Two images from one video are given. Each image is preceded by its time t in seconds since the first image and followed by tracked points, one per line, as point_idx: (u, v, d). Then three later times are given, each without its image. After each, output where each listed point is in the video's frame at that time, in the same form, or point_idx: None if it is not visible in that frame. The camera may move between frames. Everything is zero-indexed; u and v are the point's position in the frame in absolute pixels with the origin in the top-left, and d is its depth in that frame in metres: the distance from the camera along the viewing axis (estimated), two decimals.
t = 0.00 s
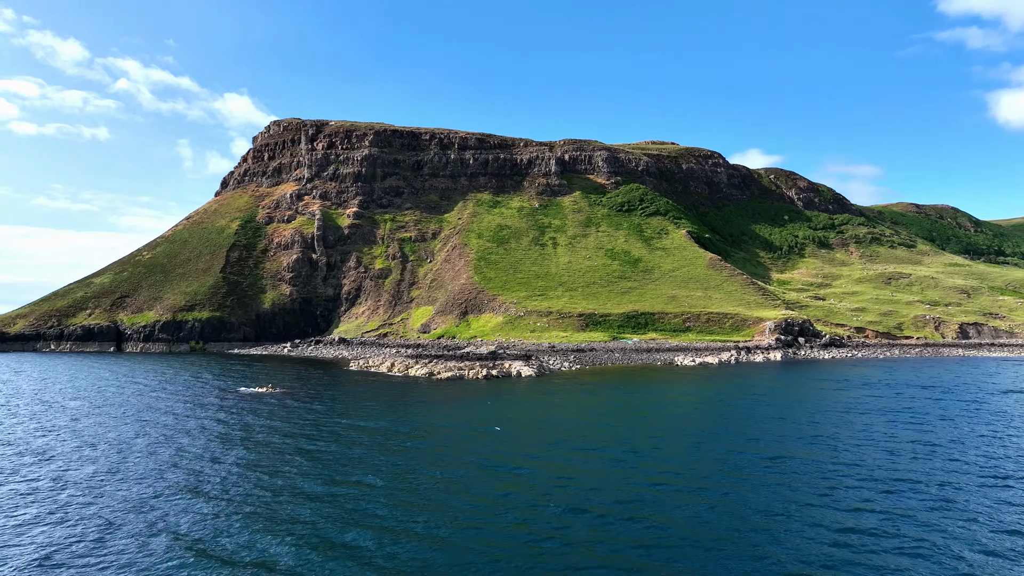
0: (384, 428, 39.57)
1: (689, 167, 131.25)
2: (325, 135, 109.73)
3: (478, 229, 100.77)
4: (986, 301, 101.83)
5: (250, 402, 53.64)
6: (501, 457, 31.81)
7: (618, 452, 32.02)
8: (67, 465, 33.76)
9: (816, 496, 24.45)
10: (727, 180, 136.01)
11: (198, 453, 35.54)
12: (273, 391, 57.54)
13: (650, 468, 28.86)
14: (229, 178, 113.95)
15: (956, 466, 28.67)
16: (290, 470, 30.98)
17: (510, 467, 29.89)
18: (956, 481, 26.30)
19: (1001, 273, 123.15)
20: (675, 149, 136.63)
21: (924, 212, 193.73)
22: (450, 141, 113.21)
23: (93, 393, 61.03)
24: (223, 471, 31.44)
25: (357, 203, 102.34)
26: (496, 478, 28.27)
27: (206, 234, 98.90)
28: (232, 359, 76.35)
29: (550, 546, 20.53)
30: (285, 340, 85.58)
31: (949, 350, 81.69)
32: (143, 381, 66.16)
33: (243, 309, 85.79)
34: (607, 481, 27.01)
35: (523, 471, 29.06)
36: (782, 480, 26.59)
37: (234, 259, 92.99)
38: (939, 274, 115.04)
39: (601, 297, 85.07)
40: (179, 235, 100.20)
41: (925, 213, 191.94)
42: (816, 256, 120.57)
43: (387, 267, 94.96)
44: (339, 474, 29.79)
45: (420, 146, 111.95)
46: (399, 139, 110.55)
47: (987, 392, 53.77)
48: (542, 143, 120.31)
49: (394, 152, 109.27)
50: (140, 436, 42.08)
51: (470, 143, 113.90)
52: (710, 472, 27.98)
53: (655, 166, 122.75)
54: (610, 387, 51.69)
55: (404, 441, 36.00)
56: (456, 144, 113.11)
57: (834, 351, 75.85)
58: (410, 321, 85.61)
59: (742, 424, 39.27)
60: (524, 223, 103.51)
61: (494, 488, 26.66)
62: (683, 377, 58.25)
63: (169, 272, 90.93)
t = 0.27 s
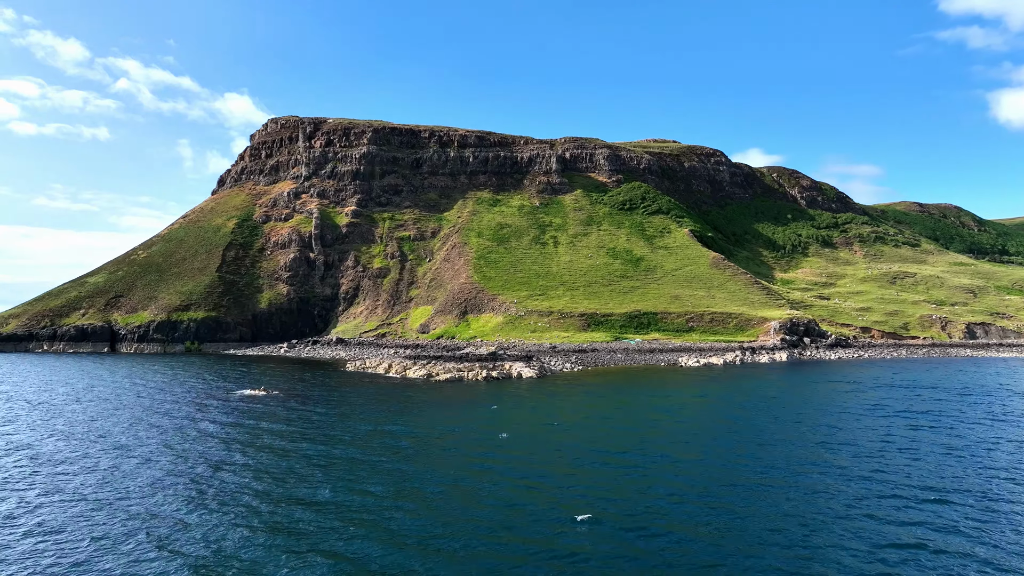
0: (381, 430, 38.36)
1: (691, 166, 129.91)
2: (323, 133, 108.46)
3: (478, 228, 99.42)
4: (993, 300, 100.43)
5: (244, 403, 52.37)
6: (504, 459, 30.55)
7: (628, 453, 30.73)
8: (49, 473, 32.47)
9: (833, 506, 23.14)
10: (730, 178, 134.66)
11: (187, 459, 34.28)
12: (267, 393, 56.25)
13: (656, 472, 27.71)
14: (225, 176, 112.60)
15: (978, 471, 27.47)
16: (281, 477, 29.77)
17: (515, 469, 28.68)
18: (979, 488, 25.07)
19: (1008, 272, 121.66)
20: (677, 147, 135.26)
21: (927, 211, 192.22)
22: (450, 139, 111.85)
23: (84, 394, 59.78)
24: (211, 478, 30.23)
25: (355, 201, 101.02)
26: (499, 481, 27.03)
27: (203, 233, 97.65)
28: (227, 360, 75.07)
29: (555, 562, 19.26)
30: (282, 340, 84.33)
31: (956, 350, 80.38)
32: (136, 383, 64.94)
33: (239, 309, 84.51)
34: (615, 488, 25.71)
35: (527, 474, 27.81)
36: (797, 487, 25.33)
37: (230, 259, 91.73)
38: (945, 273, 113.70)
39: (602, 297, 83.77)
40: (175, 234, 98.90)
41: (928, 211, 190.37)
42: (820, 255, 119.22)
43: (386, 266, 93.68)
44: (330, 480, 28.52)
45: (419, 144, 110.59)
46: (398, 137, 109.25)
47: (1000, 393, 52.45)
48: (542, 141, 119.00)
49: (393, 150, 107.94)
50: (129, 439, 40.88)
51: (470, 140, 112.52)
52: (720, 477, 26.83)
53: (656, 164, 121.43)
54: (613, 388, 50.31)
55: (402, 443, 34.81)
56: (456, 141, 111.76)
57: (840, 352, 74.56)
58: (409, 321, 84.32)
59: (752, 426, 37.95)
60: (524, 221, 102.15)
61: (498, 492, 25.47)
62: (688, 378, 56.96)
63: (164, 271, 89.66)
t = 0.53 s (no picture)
0: (377, 433, 37.13)
1: (693, 164, 128.58)
2: (321, 130, 107.19)
3: (478, 226, 98.07)
4: (1000, 300, 99.04)
5: (238, 405, 51.05)
6: (506, 464, 29.30)
7: (635, 459, 29.46)
8: (31, 476, 31.22)
9: (851, 515, 21.92)
10: (733, 177, 133.35)
11: (175, 461, 33.06)
12: (262, 394, 54.93)
13: (664, 479, 26.41)
14: (222, 174, 111.26)
15: (1002, 475, 26.24)
16: (270, 479, 28.54)
17: (516, 475, 27.44)
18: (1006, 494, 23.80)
19: (1014, 271, 120.22)
20: (679, 145, 133.94)
21: (931, 210, 190.84)
22: (450, 137, 110.56)
23: (75, 395, 58.48)
24: (198, 480, 29.00)
25: (353, 199, 99.72)
26: (500, 488, 25.76)
27: (199, 232, 96.34)
28: (222, 360, 73.76)
29: None
30: (279, 341, 83.01)
31: (964, 350, 79.05)
32: (129, 383, 63.62)
33: (235, 308, 83.20)
34: (621, 497, 24.46)
35: (529, 480, 26.55)
36: (812, 495, 24.09)
37: (226, 258, 90.39)
38: (950, 272, 112.40)
39: (604, 296, 82.46)
40: (170, 233, 97.55)
41: (932, 211, 188.99)
42: (824, 254, 117.89)
43: (384, 265, 92.34)
44: (321, 484, 27.29)
45: (418, 142, 109.30)
46: (397, 134, 107.96)
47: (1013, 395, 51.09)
48: (543, 139, 117.68)
49: (391, 148, 106.63)
50: (117, 441, 39.59)
51: (470, 138, 111.20)
52: (732, 485, 25.56)
53: (658, 163, 120.12)
54: (617, 390, 49.04)
55: (400, 446, 33.53)
56: (455, 139, 110.44)
57: (846, 352, 73.23)
58: (408, 321, 83.01)
59: (762, 428, 36.70)
60: (525, 220, 100.80)
61: (498, 501, 24.20)
62: (692, 379, 55.63)
63: (159, 270, 88.33)
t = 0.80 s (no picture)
0: (374, 437, 35.92)
1: (695, 162, 127.25)
2: (318, 128, 105.91)
3: (477, 225, 96.76)
4: (1007, 299, 97.63)
5: (231, 406, 49.74)
6: (507, 470, 28.10)
7: (642, 466, 28.31)
8: (12, 483, 30.00)
9: (872, 528, 20.69)
10: (735, 175, 132.00)
11: (162, 466, 31.81)
12: (256, 396, 53.55)
13: (674, 488, 25.13)
14: (219, 172, 109.89)
15: None
16: (260, 486, 27.33)
17: (518, 482, 26.24)
18: None
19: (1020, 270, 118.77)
20: (681, 143, 132.68)
21: (934, 209, 189.44)
22: (449, 134, 109.27)
23: (65, 396, 57.14)
24: (185, 487, 27.76)
25: (351, 198, 98.44)
26: (501, 497, 24.57)
27: (195, 231, 95.05)
28: (217, 361, 72.45)
29: None
30: (275, 341, 81.69)
31: (972, 350, 77.66)
32: (121, 385, 62.27)
33: (231, 308, 81.87)
34: (629, 507, 23.23)
35: (532, 488, 25.35)
36: (828, 504, 22.89)
37: (222, 257, 89.09)
38: (955, 271, 111.04)
39: (606, 296, 81.18)
40: (166, 232, 96.24)
41: (935, 209, 187.66)
42: (827, 253, 116.56)
43: (383, 264, 91.02)
44: (312, 491, 26.10)
45: (417, 139, 108.02)
46: (396, 132, 106.67)
47: None
48: (544, 137, 116.36)
49: (390, 145, 105.32)
50: (104, 444, 38.29)
51: (470, 136, 109.85)
52: (743, 494, 24.31)
53: (660, 160, 118.80)
54: (620, 391, 47.79)
55: (397, 450, 32.31)
56: (455, 137, 109.13)
57: (852, 353, 71.89)
58: (406, 321, 81.71)
59: (772, 431, 35.52)
60: (525, 218, 99.47)
61: (499, 511, 22.99)
62: (697, 380, 54.34)
63: (154, 270, 87.01)
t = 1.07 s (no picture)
0: (369, 438, 34.68)
1: (698, 161, 125.96)
2: (316, 125, 104.66)
3: (477, 223, 95.47)
4: (1014, 299, 96.27)
5: (224, 408, 48.46)
6: (507, 473, 26.84)
7: (650, 470, 27.03)
8: None
9: (892, 537, 19.46)
10: (737, 174, 130.72)
11: (147, 469, 30.54)
12: (250, 397, 52.26)
13: (682, 493, 23.89)
14: (215, 170, 108.60)
15: None
16: (246, 490, 26.07)
17: (519, 486, 24.98)
18: None
19: None
20: (683, 141, 131.42)
21: (937, 208, 188.07)
22: (448, 132, 108.00)
23: (55, 397, 55.82)
24: (168, 491, 26.50)
25: (349, 196, 97.17)
26: (501, 502, 23.31)
27: (190, 230, 93.73)
28: (212, 361, 71.11)
29: None
30: (271, 342, 80.37)
31: (980, 350, 76.32)
32: (113, 385, 60.97)
33: (227, 308, 80.56)
34: (635, 512, 22.03)
35: (533, 493, 24.09)
36: (845, 511, 21.64)
37: (218, 256, 87.82)
38: (961, 271, 109.69)
39: (608, 295, 79.90)
40: (161, 231, 94.95)
41: (938, 209, 186.35)
42: (831, 253, 115.27)
43: (381, 263, 89.73)
44: (300, 496, 24.86)
45: (416, 137, 106.76)
46: (394, 129, 105.41)
47: None
48: (544, 134, 115.10)
49: (389, 143, 104.05)
50: (89, 446, 37.01)
51: (469, 133, 108.63)
52: (756, 499, 23.06)
53: (662, 159, 117.54)
54: (623, 391, 46.55)
55: (394, 453, 31.16)
56: (454, 135, 107.87)
57: (859, 353, 70.57)
58: (405, 321, 80.43)
59: (781, 432, 34.31)
60: (526, 217, 98.16)
61: (499, 518, 21.71)
62: (701, 381, 53.08)
63: (148, 269, 85.70)
